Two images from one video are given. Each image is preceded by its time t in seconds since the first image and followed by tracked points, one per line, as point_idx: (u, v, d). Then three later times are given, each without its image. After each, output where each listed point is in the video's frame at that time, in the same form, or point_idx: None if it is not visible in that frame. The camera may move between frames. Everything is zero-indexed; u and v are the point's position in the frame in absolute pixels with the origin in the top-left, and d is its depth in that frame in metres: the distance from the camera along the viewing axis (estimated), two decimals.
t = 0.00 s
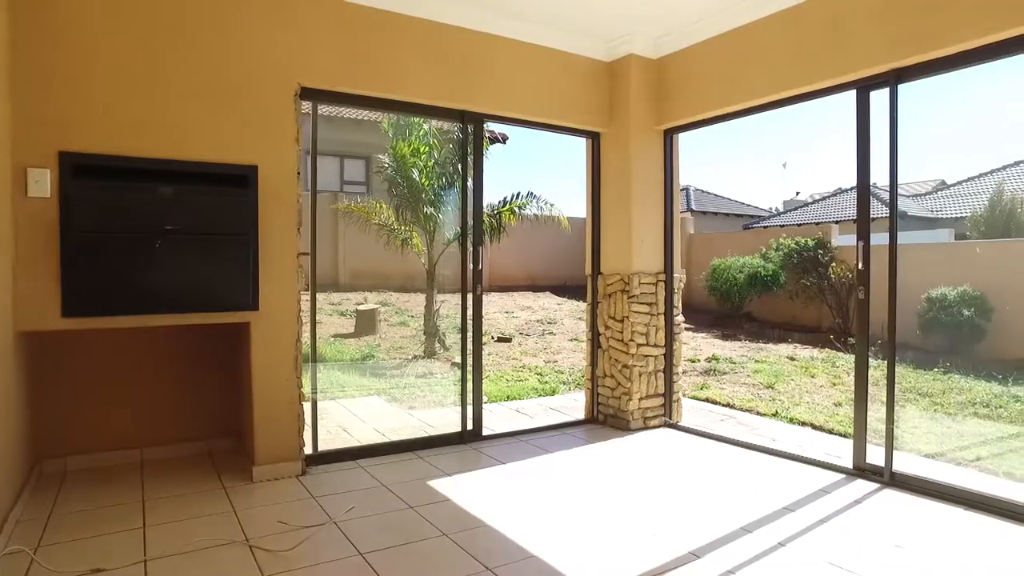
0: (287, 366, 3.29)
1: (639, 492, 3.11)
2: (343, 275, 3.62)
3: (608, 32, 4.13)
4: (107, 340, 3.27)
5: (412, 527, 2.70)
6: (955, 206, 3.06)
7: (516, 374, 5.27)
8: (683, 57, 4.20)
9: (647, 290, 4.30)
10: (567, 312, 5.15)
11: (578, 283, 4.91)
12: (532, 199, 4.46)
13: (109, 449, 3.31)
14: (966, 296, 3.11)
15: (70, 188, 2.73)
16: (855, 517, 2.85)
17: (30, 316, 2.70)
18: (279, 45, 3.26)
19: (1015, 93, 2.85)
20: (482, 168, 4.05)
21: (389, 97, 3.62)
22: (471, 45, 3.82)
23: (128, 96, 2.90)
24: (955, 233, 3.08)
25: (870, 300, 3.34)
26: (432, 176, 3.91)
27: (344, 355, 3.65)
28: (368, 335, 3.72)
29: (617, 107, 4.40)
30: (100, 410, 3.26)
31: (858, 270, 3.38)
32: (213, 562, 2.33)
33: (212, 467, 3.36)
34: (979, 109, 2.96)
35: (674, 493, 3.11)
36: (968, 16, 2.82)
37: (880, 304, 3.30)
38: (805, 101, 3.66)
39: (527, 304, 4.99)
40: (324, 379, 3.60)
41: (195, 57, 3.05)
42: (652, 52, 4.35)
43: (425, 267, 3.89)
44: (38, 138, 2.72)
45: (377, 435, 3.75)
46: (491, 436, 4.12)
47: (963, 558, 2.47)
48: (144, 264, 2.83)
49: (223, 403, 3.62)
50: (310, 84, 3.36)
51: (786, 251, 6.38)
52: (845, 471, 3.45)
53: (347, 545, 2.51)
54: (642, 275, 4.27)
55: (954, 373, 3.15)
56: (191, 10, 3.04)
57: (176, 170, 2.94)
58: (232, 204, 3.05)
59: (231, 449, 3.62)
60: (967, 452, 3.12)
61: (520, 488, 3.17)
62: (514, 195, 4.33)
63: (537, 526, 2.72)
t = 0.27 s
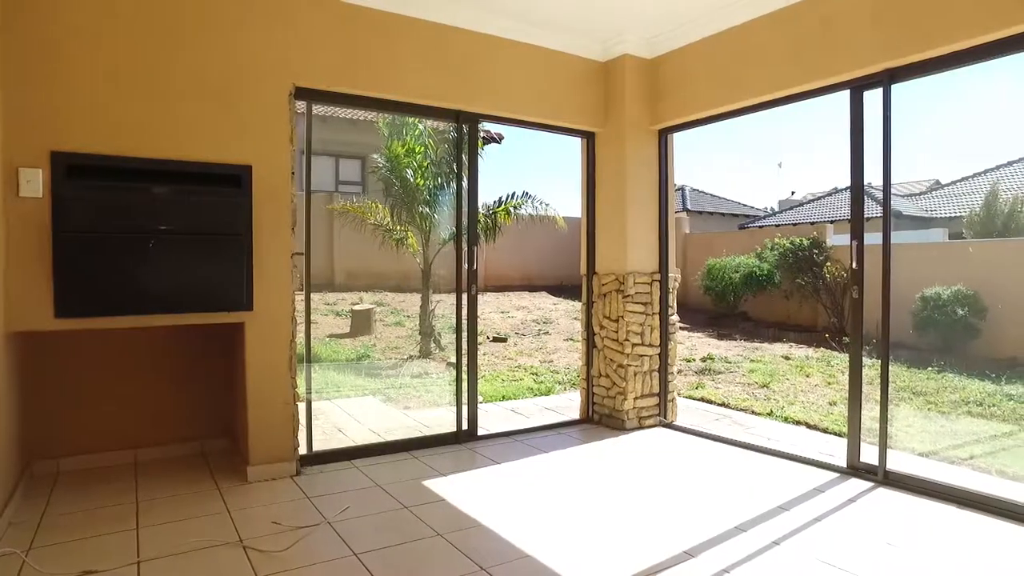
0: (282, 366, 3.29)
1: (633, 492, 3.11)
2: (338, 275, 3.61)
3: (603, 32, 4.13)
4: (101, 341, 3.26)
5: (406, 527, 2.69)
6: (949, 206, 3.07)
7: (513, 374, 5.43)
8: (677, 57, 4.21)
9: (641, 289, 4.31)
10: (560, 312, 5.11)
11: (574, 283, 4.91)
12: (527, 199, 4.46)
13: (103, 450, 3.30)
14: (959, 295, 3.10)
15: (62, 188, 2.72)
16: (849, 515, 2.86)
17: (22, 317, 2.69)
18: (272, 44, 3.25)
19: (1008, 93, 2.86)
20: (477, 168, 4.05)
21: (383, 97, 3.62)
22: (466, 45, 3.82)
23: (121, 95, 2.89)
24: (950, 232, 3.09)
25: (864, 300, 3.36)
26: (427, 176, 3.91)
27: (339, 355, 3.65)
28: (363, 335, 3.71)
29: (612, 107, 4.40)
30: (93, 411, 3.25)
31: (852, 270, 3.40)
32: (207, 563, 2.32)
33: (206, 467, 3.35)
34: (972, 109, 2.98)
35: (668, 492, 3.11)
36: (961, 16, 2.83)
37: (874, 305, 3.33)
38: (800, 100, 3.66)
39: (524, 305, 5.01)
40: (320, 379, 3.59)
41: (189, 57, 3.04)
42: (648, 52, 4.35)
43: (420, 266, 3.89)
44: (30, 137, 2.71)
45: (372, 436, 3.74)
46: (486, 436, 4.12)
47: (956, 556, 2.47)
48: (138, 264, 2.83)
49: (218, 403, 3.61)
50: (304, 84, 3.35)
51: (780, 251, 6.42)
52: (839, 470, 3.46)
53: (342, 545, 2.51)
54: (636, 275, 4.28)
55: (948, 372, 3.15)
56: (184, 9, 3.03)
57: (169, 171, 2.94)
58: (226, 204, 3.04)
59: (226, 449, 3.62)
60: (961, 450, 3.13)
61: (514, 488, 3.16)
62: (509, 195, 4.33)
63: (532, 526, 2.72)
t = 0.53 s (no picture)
0: (276, 367, 3.28)
1: (628, 492, 3.12)
2: (333, 275, 3.61)
3: (598, 32, 4.13)
4: (95, 341, 3.25)
5: (401, 527, 2.69)
6: (943, 206, 3.09)
7: (508, 374, 5.43)
8: (672, 57, 4.21)
9: (636, 290, 4.31)
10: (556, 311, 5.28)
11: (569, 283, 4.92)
12: (523, 199, 4.58)
13: (96, 450, 3.29)
14: (953, 294, 3.12)
15: (53, 188, 2.70)
16: (843, 514, 2.87)
17: (14, 317, 2.68)
18: (267, 44, 3.24)
19: (1001, 93, 2.87)
20: (472, 168, 4.05)
21: (378, 97, 3.61)
22: (461, 45, 3.82)
23: (115, 95, 2.88)
24: (944, 232, 3.10)
25: (858, 300, 3.36)
26: (422, 176, 3.91)
27: (334, 355, 3.65)
28: (359, 335, 3.71)
29: (607, 107, 4.40)
30: (86, 412, 3.24)
31: (845, 270, 3.40)
32: (200, 564, 2.32)
33: (200, 468, 3.34)
34: (965, 110, 2.99)
35: (663, 492, 3.11)
36: (955, 17, 2.83)
37: (867, 305, 3.33)
38: (794, 101, 3.68)
39: (519, 305, 5.45)
40: (315, 379, 3.59)
41: (182, 56, 3.04)
42: (643, 52, 4.35)
43: (415, 266, 3.89)
44: (22, 137, 2.70)
45: (367, 436, 3.74)
46: (481, 436, 4.11)
47: (949, 556, 2.48)
48: (131, 264, 2.82)
49: (212, 403, 3.60)
50: (299, 84, 3.35)
51: (776, 251, 6.38)
52: (832, 469, 3.47)
53: (336, 545, 2.51)
54: (631, 275, 4.28)
55: (942, 372, 3.16)
56: (178, 9, 3.02)
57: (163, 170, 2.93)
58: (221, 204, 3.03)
59: (222, 450, 3.62)
60: (953, 450, 3.14)
61: (509, 488, 3.16)
62: (505, 195, 4.41)
63: (526, 526, 2.72)
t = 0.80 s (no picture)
0: (269, 367, 3.27)
1: (621, 492, 3.12)
2: (327, 275, 3.60)
3: (592, 32, 4.14)
4: (86, 342, 3.23)
5: (395, 527, 2.69)
6: (934, 206, 3.10)
7: (502, 373, 5.45)
8: (665, 57, 4.22)
9: (630, 289, 4.32)
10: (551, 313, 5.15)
11: (564, 283, 4.93)
12: (516, 199, 4.47)
13: (87, 452, 3.27)
14: (945, 294, 3.13)
15: (43, 188, 2.68)
16: (836, 513, 2.88)
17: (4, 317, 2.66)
18: (260, 44, 3.23)
19: (992, 94, 2.89)
20: (466, 168, 4.04)
21: (372, 97, 3.61)
22: (456, 45, 3.82)
23: (106, 94, 2.87)
24: (935, 232, 3.12)
25: (850, 300, 3.40)
26: (416, 176, 3.90)
27: (328, 355, 3.64)
28: (352, 335, 3.70)
29: (600, 107, 4.41)
30: (76, 413, 3.22)
31: (838, 269, 3.44)
32: (192, 566, 2.31)
33: (192, 469, 3.33)
34: (956, 111, 3.01)
35: (656, 492, 3.12)
36: (947, 18, 2.85)
37: (859, 304, 3.37)
38: (786, 101, 3.69)
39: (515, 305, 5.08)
40: (308, 380, 3.58)
41: (174, 56, 3.02)
42: (637, 52, 4.36)
43: (409, 266, 3.88)
44: (11, 137, 2.68)
45: (360, 436, 3.73)
46: (475, 437, 4.11)
47: (941, 554, 2.49)
48: (123, 264, 2.81)
49: (204, 405, 3.59)
50: (292, 83, 3.34)
51: (770, 251, 6.45)
52: (825, 469, 3.48)
53: (329, 546, 2.50)
54: (625, 275, 4.29)
55: (934, 371, 3.17)
56: (170, 8, 3.01)
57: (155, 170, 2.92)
58: (213, 204, 3.02)
59: (215, 450, 3.60)
60: (945, 448, 3.17)
61: (502, 489, 3.16)
62: (498, 195, 4.34)
63: (519, 526, 2.72)
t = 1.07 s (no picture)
0: (262, 368, 3.26)
1: (615, 491, 3.13)
2: (320, 274, 3.60)
3: (586, 32, 4.14)
4: (76, 343, 3.21)
5: (389, 527, 2.69)
6: (927, 206, 3.12)
7: (495, 374, 5.55)
8: (658, 57, 4.23)
9: (623, 289, 4.32)
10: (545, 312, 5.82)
11: (557, 283, 4.94)
12: (509, 198, 4.67)
13: (77, 454, 3.25)
14: (937, 293, 3.14)
15: (32, 188, 2.66)
16: (829, 512, 2.89)
17: None
18: (252, 43, 3.22)
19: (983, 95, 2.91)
20: (459, 168, 4.04)
21: (365, 97, 3.60)
22: (449, 45, 3.81)
23: (96, 94, 2.85)
24: (926, 232, 3.14)
25: (842, 300, 3.39)
26: (410, 176, 3.90)
27: (321, 355, 3.63)
28: (346, 335, 3.70)
29: (594, 107, 4.41)
30: (67, 414, 3.20)
31: (830, 269, 3.43)
32: (184, 567, 2.29)
33: (184, 470, 3.31)
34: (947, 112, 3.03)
35: (649, 492, 3.12)
36: (938, 19, 2.87)
37: (851, 303, 3.36)
38: (778, 101, 3.71)
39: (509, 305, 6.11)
40: (301, 380, 3.56)
41: (165, 55, 3.01)
42: (631, 52, 4.36)
43: (403, 267, 3.88)
44: None
45: (353, 436, 3.72)
46: (469, 436, 4.11)
47: (934, 552, 2.50)
48: (114, 264, 2.79)
49: (196, 406, 3.57)
50: (285, 83, 3.33)
51: (762, 251, 6.38)
52: (818, 467, 3.49)
53: (322, 547, 2.49)
54: (618, 275, 4.29)
55: (926, 370, 3.19)
56: (161, 7, 2.99)
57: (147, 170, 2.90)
58: (205, 204, 3.00)
59: (208, 452, 3.59)
60: (936, 446, 3.19)
61: (496, 489, 3.16)
62: (492, 195, 4.46)
63: (513, 526, 2.72)
